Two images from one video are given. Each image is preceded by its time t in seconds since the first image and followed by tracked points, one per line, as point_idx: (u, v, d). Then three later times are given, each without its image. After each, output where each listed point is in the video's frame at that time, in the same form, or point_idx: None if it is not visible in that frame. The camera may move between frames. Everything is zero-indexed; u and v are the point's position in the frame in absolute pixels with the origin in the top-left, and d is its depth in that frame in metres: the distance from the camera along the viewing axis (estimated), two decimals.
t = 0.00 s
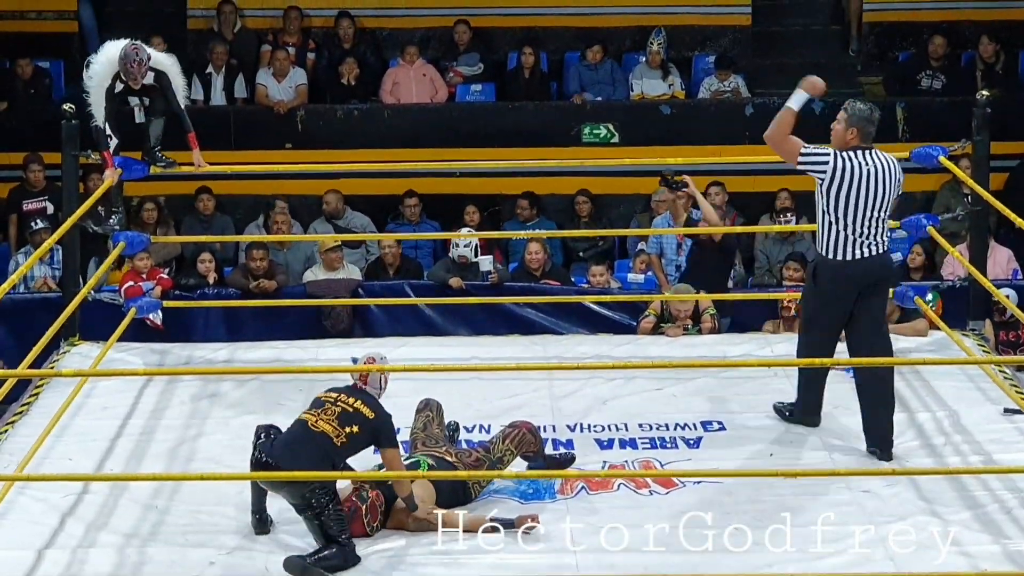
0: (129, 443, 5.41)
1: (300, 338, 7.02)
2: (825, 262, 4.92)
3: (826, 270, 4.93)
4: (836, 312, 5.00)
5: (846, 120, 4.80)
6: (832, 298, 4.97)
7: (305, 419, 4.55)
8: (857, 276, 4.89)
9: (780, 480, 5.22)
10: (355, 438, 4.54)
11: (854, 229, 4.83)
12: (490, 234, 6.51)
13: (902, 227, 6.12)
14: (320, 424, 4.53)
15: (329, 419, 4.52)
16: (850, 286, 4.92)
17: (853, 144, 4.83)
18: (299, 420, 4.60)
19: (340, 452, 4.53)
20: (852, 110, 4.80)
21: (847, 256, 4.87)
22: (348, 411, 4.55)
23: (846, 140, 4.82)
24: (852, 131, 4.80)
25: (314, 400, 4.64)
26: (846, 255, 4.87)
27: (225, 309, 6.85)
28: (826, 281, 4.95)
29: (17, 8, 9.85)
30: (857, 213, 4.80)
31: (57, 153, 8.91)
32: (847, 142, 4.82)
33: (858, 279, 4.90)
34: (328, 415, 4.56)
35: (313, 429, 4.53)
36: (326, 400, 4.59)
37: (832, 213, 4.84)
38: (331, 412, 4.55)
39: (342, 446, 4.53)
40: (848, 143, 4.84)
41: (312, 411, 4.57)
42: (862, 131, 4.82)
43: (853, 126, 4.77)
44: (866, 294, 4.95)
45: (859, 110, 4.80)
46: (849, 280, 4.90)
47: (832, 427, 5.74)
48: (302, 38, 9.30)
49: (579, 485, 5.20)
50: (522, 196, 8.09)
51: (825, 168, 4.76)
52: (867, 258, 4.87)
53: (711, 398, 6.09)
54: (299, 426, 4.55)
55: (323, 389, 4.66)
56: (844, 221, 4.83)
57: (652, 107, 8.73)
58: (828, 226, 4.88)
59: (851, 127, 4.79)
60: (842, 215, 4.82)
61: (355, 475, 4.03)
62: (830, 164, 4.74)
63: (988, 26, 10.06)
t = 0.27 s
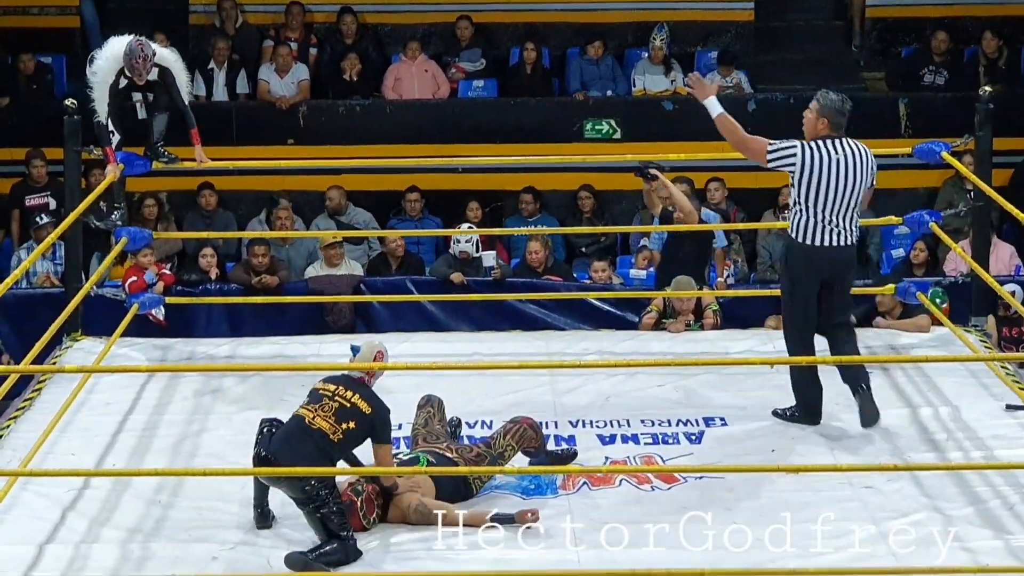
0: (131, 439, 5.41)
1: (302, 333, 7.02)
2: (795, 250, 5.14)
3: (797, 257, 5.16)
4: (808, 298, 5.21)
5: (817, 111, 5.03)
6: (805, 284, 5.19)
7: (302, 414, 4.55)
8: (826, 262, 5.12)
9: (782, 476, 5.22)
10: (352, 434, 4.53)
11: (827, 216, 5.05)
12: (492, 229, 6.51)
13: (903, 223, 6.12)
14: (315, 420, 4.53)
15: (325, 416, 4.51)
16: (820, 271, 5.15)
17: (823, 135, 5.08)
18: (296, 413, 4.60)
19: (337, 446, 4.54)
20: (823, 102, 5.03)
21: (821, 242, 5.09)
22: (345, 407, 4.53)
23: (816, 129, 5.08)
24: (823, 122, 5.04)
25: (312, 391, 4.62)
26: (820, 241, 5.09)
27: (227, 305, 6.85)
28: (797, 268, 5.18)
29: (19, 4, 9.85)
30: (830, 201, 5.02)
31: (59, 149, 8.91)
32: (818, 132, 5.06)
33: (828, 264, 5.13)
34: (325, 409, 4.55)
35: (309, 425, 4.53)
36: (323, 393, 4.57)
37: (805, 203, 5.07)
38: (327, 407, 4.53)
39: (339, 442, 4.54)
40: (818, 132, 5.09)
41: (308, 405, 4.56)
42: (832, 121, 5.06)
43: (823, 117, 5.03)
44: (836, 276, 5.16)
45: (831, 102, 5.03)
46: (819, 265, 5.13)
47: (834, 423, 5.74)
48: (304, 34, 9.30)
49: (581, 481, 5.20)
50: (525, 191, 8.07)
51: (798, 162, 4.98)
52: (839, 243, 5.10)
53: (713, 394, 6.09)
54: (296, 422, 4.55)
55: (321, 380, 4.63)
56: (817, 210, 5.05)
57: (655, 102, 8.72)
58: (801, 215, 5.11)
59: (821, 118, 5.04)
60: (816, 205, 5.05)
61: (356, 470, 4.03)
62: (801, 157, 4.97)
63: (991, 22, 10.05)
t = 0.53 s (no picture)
0: (137, 438, 5.41)
1: (308, 333, 7.03)
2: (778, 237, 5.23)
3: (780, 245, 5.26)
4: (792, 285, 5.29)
5: (797, 98, 5.13)
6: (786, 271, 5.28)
7: (310, 412, 4.55)
8: (806, 249, 5.20)
9: (788, 476, 5.21)
10: (362, 431, 4.52)
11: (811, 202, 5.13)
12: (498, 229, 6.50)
13: (910, 223, 6.10)
14: (325, 418, 4.53)
15: (334, 414, 4.51)
16: (801, 257, 5.23)
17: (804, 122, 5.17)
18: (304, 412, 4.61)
19: (346, 445, 4.53)
20: (803, 89, 5.13)
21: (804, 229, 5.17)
22: (354, 404, 4.53)
23: (798, 116, 5.17)
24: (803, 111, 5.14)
25: (320, 391, 4.63)
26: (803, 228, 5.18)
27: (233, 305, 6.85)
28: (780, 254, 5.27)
29: (26, 4, 9.87)
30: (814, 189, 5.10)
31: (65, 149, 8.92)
32: (800, 119, 5.16)
33: (809, 252, 5.21)
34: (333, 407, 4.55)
35: (318, 423, 4.53)
36: (331, 392, 4.58)
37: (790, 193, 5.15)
38: (337, 405, 4.54)
39: (349, 440, 4.53)
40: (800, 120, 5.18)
41: (317, 404, 4.56)
42: (812, 108, 5.16)
43: (804, 104, 5.12)
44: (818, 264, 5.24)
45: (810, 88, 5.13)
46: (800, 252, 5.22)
47: (839, 423, 5.73)
48: (310, 34, 9.31)
49: (586, 481, 5.19)
50: (531, 191, 8.05)
51: (780, 152, 5.07)
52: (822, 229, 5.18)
53: (719, 394, 6.08)
54: (305, 420, 4.55)
55: (329, 379, 4.65)
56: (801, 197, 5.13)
57: (661, 103, 8.72)
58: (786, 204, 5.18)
59: (803, 106, 5.13)
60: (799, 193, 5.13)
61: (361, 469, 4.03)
62: (783, 146, 5.05)
63: (997, 22, 10.04)
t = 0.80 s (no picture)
0: (138, 440, 5.41)
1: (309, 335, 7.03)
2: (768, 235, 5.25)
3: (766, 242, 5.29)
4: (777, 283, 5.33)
5: (774, 100, 5.19)
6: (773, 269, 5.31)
7: (309, 418, 4.55)
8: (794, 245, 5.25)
9: (789, 478, 5.21)
10: (361, 435, 4.53)
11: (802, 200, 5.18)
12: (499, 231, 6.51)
13: (911, 224, 6.11)
14: (323, 423, 4.53)
15: (333, 420, 4.51)
16: (787, 255, 5.28)
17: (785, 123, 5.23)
18: (302, 416, 4.60)
19: (344, 448, 4.54)
20: (777, 91, 5.18)
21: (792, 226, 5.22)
22: (352, 409, 4.53)
23: (776, 118, 5.23)
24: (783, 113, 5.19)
25: (317, 394, 4.62)
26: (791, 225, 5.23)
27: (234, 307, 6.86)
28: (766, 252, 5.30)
29: (27, 6, 9.87)
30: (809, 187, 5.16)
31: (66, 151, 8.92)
32: (778, 120, 5.22)
33: (796, 248, 5.26)
34: (332, 412, 4.55)
35: (317, 428, 4.53)
36: (328, 396, 4.57)
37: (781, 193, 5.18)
38: (335, 410, 4.53)
39: (348, 445, 4.54)
40: (779, 122, 5.23)
41: (315, 409, 4.55)
42: (787, 107, 5.22)
43: (780, 106, 5.18)
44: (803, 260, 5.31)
45: (784, 89, 5.19)
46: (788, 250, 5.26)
47: (841, 425, 5.73)
48: (312, 35, 9.31)
49: (588, 483, 5.19)
50: (533, 192, 8.04)
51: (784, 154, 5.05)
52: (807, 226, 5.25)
53: (720, 396, 6.08)
54: (305, 425, 4.55)
55: (326, 383, 4.63)
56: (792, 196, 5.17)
57: (662, 104, 8.72)
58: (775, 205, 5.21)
59: (779, 108, 5.18)
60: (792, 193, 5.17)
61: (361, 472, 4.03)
62: (786, 148, 5.05)
63: (998, 24, 10.04)
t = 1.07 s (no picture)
0: (139, 442, 5.41)
1: (310, 337, 7.03)
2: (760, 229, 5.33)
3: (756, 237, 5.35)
4: (761, 277, 5.43)
5: (766, 94, 5.24)
6: (757, 264, 5.40)
7: (311, 420, 4.55)
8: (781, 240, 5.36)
9: (790, 480, 5.20)
10: (362, 436, 4.55)
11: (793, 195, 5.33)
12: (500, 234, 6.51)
13: (911, 226, 6.11)
14: (325, 427, 4.54)
15: (335, 423, 4.52)
16: (773, 250, 5.38)
17: (776, 118, 5.31)
18: (303, 416, 4.60)
19: (346, 450, 4.56)
20: (768, 84, 5.25)
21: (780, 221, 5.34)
22: (354, 411, 4.53)
23: (768, 112, 5.29)
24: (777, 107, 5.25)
25: (318, 392, 4.60)
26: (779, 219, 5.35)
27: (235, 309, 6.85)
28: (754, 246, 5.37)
29: (28, 8, 9.88)
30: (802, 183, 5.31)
31: (67, 153, 8.92)
32: (771, 114, 5.29)
33: (782, 243, 5.37)
34: (333, 414, 4.55)
35: (319, 431, 4.54)
36: (330, 396, 4.56)
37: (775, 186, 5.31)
38: (337, 412, 4.53)
39: (350, 446, 4.56)
40: (771, 116, 5.31)
41: (317, 411, 4.55)
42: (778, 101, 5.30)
43: (773, 100, 5.23)
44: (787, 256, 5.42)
45: (775, 83, 5.26)
46: (776, 245, 5.36)
47: (842, 428, 5.73)
48: (312, 38, 9.31)
49: (589, 485, 5.18)
50: (533, 194, 8.04)
51: (789, 147, 5.19)
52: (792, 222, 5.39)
53: (721, 398, 6.08)
54: (306, 428, 4.56)
55: (326, 379, 4.61)
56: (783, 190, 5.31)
57: (663, 107, 8.72)
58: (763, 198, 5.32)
59: (773, 102, 5.24)
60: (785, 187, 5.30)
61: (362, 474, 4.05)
62: (791, 141, 5.19)
63: (999, 26, 10.04)
